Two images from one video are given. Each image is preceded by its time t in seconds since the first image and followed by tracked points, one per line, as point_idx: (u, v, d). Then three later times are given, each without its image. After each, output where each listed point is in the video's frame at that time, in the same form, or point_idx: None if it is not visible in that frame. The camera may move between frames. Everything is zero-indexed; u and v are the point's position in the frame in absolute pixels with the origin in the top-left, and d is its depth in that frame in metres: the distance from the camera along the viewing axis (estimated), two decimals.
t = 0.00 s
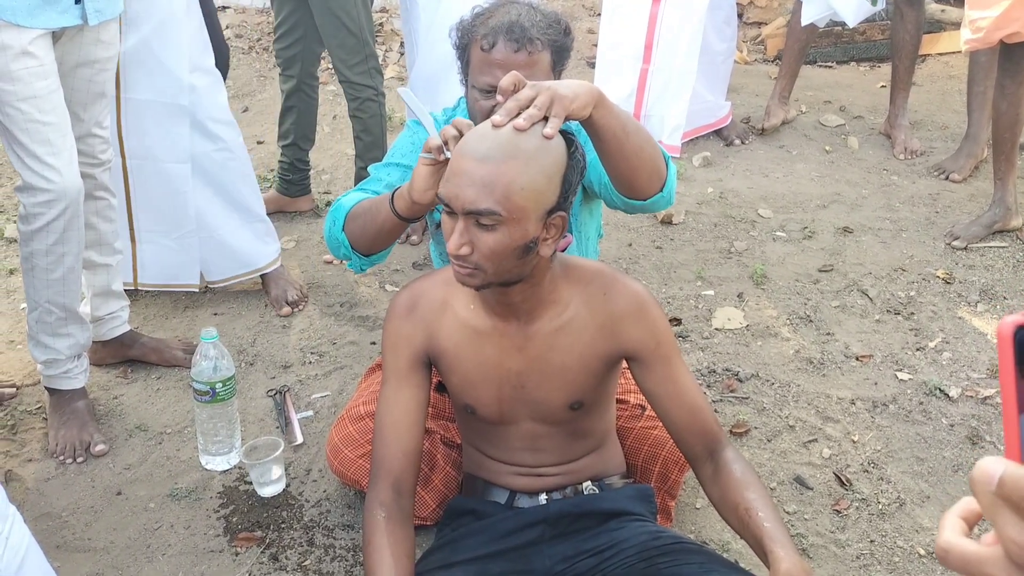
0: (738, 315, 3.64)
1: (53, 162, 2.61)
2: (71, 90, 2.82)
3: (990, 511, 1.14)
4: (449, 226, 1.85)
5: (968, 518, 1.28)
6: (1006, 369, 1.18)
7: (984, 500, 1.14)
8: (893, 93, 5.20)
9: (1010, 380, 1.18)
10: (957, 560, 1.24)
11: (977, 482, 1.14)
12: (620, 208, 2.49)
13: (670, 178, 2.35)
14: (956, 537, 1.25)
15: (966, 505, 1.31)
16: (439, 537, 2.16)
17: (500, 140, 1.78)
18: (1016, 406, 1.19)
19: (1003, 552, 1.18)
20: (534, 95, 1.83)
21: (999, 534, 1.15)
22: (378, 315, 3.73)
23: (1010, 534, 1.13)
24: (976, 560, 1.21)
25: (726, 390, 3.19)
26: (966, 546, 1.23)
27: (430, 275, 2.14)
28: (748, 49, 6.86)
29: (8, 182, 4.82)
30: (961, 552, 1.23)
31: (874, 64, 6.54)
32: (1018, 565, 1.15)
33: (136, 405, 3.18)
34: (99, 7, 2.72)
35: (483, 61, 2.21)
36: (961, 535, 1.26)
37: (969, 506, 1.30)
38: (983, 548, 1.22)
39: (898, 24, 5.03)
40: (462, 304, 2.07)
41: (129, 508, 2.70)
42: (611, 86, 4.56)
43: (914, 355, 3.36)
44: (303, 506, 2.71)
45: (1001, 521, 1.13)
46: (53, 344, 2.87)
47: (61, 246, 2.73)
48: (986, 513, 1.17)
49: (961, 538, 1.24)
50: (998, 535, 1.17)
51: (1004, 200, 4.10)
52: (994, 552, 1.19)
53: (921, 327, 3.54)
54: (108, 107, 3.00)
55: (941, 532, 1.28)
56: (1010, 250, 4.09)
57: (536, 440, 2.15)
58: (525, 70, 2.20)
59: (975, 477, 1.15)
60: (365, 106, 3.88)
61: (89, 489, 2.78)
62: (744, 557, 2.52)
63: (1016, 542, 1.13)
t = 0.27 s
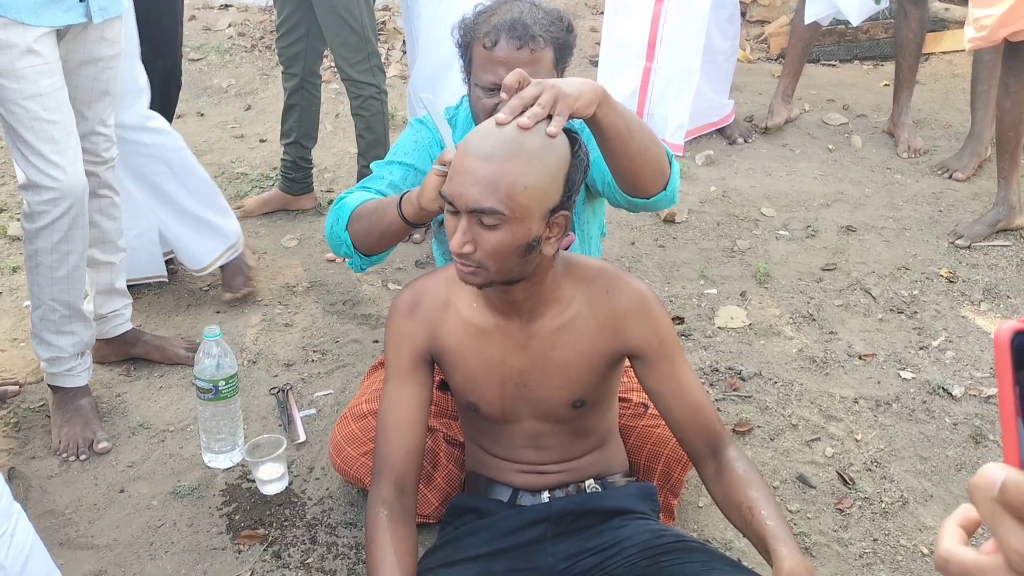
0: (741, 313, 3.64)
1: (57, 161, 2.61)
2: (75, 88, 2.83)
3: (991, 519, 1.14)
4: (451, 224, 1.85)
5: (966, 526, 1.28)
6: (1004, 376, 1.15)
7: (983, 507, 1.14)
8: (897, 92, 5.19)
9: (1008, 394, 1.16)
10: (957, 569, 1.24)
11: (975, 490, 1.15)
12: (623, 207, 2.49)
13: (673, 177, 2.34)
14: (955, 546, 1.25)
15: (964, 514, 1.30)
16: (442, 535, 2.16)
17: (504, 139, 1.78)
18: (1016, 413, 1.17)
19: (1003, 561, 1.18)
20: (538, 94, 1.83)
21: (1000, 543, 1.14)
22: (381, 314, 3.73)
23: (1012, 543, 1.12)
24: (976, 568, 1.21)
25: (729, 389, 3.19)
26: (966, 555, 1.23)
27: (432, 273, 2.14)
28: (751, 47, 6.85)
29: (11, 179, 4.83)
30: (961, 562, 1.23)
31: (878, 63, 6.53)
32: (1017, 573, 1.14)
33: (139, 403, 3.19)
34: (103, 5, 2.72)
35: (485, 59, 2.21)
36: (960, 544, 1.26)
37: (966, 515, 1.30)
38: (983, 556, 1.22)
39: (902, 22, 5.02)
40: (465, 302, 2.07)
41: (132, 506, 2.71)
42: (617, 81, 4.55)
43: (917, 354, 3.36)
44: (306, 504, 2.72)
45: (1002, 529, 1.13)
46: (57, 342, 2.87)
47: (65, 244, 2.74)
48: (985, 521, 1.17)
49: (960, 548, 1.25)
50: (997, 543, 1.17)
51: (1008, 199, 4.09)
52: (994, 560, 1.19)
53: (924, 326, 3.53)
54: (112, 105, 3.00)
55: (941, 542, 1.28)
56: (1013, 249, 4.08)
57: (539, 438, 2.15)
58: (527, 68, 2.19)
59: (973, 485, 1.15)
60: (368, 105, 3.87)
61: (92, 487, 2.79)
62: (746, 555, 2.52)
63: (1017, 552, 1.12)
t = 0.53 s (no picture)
0: (743, 312, 3.64)
1: (61, 159, 2.62)
2: (78, 86, 2.83)
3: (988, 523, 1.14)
4: (452, 223, 1.85)
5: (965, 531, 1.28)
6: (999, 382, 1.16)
7: (980, 512, 1.16)
8: (899, 90, 5.19)
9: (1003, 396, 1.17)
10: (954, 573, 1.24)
11: (970, 496, 1.17)
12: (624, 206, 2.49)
13: (674, 175, 2.34)
14: (952, 550, 1.25)
15: (960, 518, 1.30)
16: (443, 533, 2.17)
17: (506, 138, 1.78)
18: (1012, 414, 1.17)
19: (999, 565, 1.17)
20: (540, 93, 1.83)
21: (996, 548, 1.14)
22: (382, 312, 3.73)
23: (1008, 547, 1.12)
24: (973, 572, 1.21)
25: (730, 387, 3.19)
26: (962, 559, 1.23)
27: (434, 272, 2.14)
28: (753, 46, 6.85)
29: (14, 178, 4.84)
30: (957, 565, 1.23)
31: (880, 61, 6.52)
32: None
33: (141, 401, 3.19)
34: (107, 4, 2.72)
35: (485, 57, 2.21)
36: (957, 548, 1.26)
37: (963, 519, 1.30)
38: (979, 560, 1.22)
39: (904, 21, 5.01)
40: (467, 301, 2.07)
41: (134, 504, 2.71)
42: (619, 78, 4.54)
43: (918, 353, 3.35)
44: (307, 502, 2.72)
45: (1000, 534, 1.13)
46: (59, 340, 2.87)
47: (70, 243, 2.75)
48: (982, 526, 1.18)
49: (957, 552, 1.24)
50: (994, 548, 1.17)
51: (1010, 197, 4.09)
52: (991, 564, 1.19)
53: (926, 325, 3.53)
54: (115, 103, 3.00)
55: (937, 545, 1.28)
56: (1016, 248, 4.07)
57: (540, 436, 2.15)
58: (527, 66, 2.20)
59: (969, 493, 1.18)
60: (371, 103, 3.88)
61: (94, 485, 2.79)
62: (747, 554, 2.52)
63: (1013, 556, 1.12)
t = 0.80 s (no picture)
0: (744, 310, 3.64)
1: (64, 157, 2.62)
2: (80, 84, 2.83)
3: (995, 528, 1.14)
4: (455, 221, 1.85)
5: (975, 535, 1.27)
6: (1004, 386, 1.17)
7: (986, 517, 1.16)
8: (902, 88, 5.18)
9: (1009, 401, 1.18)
10: None
11: (976, 501, 1.17)
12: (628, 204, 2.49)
13: (679, 173, 2.34)
14: (959, 556, 1.25)
15: (967, 524, 1.30)
16: (444, 531, 2.17)
17: (508, 137, 1.78)
18: (1018, 416, 1.18)
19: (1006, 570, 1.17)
20: (544, 91, 1.82)
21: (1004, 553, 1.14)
22: (384, 310, 3.73)
23: (1015, 552, 1.11)
24: None
25: (731, 386, 3.19)
26: (969, 565, 1.23)
27: (435, 269, 2.14)
28: (755, 45, 6.84)
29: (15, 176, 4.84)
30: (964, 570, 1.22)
31: (882, 60, 6.52)
32: None
33: (143, 399, 3.19)
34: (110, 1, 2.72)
35: (486, 54, 2.21)
36: (964, 554, 1.25)
37: (969, 525, 1.30)
38: (985, 565, 1.21)
39: (906, 19, 5.01)
40: (469, 299, 2.07)
41: (136, 501, 2.72)
42: (619, 78, 4.48)
43: (920, 351, 3.35)
44: (309, 500, 2.72)
45: (1006, 539, 1.13)
46: (62, 338, 2.88)
47: (72, 241, 2.74)
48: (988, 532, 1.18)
49: (964, 558, 1.24)
50: (1000, 553, 1.16)
51: (1012, 196, 4.08)
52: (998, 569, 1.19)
53: (928, 324, 3.53)
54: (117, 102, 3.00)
55: (944, 552, 1.28)
56: (1018, 247, 4.07)
57: (542, 434, 2.15)
58: (528, 62, 2.19)
59: (976, 498, 1.17)
60: (374, 103, 3.87)
61: (96, 483, 2.79)
62: (749, 552, 2.52)
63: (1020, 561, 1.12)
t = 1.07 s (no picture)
0: (745, 308, 3.64)
1: (66, 153, 2.62)
2: (83, 80, 2.83)
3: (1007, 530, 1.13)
4: (458, 217, 1.85)
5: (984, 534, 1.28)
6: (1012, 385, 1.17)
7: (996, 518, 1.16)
8: (903, 86, 5.18)
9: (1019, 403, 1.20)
10: None
11: (988, 502, 1.19)
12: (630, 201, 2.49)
13: (682, 168, 2.34)
14: (970, 556, 1.25)
15: (976, 523, 1.30)
16: (445, 527, 2.17)
17: (512, 133, 1.78)
18: None
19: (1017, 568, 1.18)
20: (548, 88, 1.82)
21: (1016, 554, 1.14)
22: (385, 307, 3.73)
23: None
24: None
25: (732, 383, 3.20)
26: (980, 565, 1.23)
27: (437, 266, 2.14)
28: (756, 42, 6.83)
29: (16, 173, 4.84)
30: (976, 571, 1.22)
31: (883, 58, 6.51)
32: None
33: (144, 395, 3.20)
34: None
35: (483, 48, 2.21)
36: (975, 554, 1.25)
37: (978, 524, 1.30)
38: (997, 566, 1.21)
39: (907, 17, 5.01)
40: (470, 295, 2.07)
41: (137, 497, 2.72)
42: (620, 75, 4.47)
43: (921, 349, 3.36)
44: (310, 496, 2.72)
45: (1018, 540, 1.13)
46: (63, 334, 2.88)
47: (74, 237, 2.75)
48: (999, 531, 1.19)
49: (973, 557, 1.24)
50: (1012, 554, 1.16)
51: (1012, 193, 4.09)
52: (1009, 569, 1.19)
53: (929, 321, 3.53)
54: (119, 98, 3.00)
55: (954, 552, 1.28)
56: (1018, 245, 4.07)
57: (542, 431, 2.15)
58: (526, 56, 2.19)
59: (987, 500, 1.19)
60: (365, 111, 3.88)
61: (98, 479, 2.80)
62: (749, 549, 2.52)
63: None
